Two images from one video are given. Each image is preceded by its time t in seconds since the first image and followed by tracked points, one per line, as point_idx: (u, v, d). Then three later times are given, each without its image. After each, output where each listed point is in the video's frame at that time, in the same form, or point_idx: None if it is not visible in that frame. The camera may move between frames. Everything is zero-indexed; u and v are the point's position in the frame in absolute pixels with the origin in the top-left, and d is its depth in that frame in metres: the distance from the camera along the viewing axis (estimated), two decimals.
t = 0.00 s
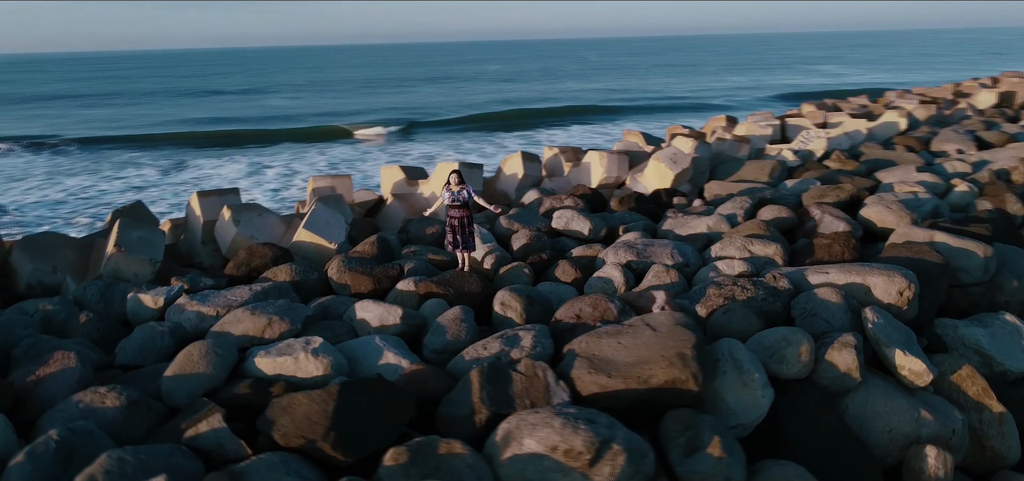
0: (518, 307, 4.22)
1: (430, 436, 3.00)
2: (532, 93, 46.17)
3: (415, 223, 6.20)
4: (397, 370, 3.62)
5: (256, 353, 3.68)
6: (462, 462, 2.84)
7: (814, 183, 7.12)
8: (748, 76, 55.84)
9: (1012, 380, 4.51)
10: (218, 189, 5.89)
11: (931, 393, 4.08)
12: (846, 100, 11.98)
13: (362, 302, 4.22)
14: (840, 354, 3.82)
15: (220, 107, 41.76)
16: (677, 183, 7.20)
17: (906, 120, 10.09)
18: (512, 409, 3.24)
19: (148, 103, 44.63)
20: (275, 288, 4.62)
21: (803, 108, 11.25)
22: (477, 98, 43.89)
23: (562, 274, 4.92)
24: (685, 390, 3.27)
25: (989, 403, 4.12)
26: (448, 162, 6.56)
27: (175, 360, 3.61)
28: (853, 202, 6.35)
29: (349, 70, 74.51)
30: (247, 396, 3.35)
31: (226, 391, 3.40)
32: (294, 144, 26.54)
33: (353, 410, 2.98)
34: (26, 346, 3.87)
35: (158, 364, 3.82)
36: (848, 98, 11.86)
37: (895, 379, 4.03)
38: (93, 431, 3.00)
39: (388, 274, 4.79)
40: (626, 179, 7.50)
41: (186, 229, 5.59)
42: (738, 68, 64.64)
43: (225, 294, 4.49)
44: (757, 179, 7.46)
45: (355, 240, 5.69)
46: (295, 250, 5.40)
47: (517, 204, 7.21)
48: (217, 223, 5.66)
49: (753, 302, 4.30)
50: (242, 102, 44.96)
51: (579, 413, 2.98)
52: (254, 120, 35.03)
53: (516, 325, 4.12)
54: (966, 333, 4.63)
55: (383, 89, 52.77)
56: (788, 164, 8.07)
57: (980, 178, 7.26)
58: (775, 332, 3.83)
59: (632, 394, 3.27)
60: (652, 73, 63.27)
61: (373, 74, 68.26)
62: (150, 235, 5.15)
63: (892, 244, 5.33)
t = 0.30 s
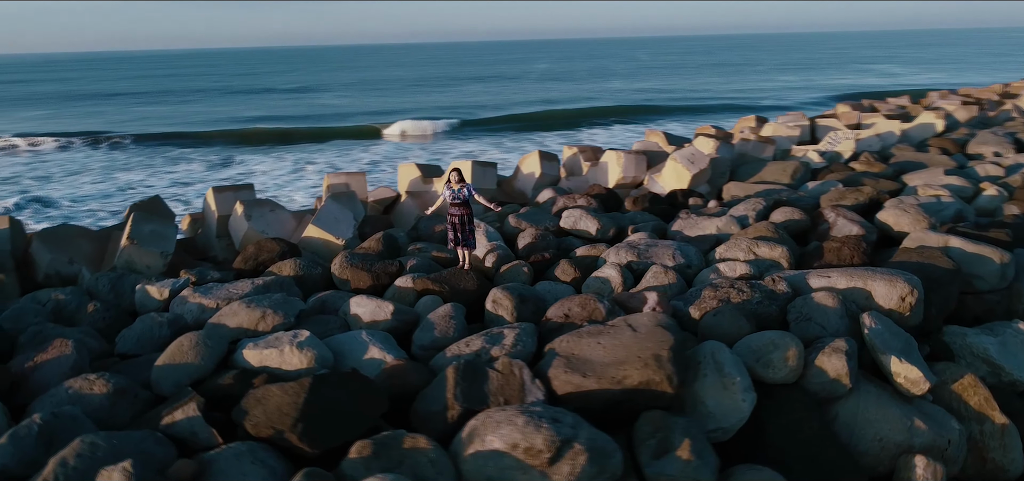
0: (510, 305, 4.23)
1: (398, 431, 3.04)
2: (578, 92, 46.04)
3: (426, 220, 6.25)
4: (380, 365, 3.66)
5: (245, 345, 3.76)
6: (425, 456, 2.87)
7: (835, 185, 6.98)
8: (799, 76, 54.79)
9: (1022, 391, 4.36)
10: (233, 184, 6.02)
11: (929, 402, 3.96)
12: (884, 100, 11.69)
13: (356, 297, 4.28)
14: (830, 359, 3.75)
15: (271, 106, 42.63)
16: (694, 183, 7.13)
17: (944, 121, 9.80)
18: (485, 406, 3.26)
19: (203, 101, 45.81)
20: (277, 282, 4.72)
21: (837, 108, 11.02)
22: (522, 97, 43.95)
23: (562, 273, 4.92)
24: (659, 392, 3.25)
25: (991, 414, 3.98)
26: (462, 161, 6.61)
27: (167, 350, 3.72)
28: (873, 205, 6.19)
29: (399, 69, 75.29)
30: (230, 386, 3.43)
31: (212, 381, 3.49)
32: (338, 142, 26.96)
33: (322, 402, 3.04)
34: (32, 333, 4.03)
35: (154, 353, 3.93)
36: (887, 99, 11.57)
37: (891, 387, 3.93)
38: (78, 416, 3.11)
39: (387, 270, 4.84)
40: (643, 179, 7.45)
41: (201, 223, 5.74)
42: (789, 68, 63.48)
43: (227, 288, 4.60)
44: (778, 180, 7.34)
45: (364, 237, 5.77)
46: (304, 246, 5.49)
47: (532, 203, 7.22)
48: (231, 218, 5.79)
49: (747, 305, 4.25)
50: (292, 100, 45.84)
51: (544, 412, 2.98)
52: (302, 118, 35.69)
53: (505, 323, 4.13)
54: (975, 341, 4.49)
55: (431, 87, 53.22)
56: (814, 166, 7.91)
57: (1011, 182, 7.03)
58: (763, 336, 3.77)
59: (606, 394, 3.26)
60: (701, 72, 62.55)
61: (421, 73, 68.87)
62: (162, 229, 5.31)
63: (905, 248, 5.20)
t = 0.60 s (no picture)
0: (500, 304, 4.24)
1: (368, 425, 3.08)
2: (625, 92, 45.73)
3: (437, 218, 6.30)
4: (363, 360, 3.72)
5: (236, 337, 3.85)
6: (388, 451, 2.91)
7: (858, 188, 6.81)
8: (854, 76, 53.48)
9: None
10: (249, 181, 6.16)
11: (925, 411, 3.85)
12: (926, 102, 11.35)
13: (350, 294, 4.34)
14: (818, 366, 3.67)
15: (321, 104, 43.31)
16: (712, 185, 7.05)
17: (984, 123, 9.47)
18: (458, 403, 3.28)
19: (256, 99, 46.76)
20: (280, 277, 4.83)
21: (874, 109, 10.74)
22: (568, 96, 43.81)
23: (561, 273, 4.91)
24: (631, 393, 3.23)
25: (991, 425, 3.84)
26: (475, 160, 6.64)
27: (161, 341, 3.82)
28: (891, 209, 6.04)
29: (448, 68, 75.75)
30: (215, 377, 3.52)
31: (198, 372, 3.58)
32: (382, 141, 27.27)
33: (294, 395, 3.10)
34: (40, 322, 4.20)
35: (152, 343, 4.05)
36: (928, 102, 11.23)
37: (884, 395, 3.83)
38: (65, 402, 3.23)
39: (386, 267, 4.89)
40: (661, 180, 7.38)
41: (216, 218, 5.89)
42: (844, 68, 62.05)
43: (230, 282, 4.73)
44: (799, 183, 7.20)
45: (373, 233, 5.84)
46: (313, 242, 5.59)
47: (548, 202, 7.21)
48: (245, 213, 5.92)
49: (741, 308, 4.18)
50: (341, 99, 46.50)
51: (509, 410, 2.99)
52: (349, 117, 36.19)
53: (494, 322, 4.15)
54: (982, 351, 4.35)
55: (478, 87, 53.44)
56: (839, 168, 7.74)
57: None
58: (749, 340, 3.72)
59: (578, 395, 3.26)
60: (752, 72, 61.56)
61: (470, 72, 69.20)
62: (176, 223, 5.48)
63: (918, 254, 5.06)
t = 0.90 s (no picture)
0: (491, 303, 4.26)
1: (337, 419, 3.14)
2: (673, 93, 45.25)
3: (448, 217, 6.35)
4: (347, 355, 3.78)
5: (227, 331, 3.95)
6: (352, 445, 2.95)
7: (881, 191, 6.63)
8: (912, 77, 51.95)
9: None
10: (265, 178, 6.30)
11: (918, 422, 3.75)
12: (969, 104, 10.99)
13: (345, 290, 4.41)
14: (803, 372, 3.60)
15: (369, 103, 43.85)
16: (730, 187, 6.95)
17: None
18: (431, 400, 3.31)
19: (306, 98, 47.59)
20: (284, 272, 4.92)
21: (914, 111, 10.43)
22: (616, 96, 43.53)
23: (560, 273, 4.91)
24: (602, 395, 3.22)
25: (989, 439, 3.72)
26: (488, 160, 6.67)
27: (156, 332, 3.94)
28: (910, 213, 5.87)
29: (497, 68, 75.99)
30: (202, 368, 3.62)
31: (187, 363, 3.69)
32: (426, 140, 27.51)
33: (267, 388, 3.17)
34: (49, 312, 4.36)
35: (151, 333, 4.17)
36: (971, 104, 10.87)
37: (875, 404, 3.74)
38: (54, 389, 3.35)
39: (387, 264, 4.95)
40: (680, 181, 7.31)
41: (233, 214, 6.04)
42: (903, 69, 60.33)
43: (235, 277, 4.84)
44: (821, 186, 7.05)
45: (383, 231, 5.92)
46: (323, 239, 5.69)
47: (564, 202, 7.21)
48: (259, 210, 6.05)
49: (733, 312, 4.12)
50: (390, 98, 47.01)
51: (474, 408, 3.01)
52: (396, 116, 36.58)
53: (483, 320, 4.17)
54: (988, 362, 4.21)
55: (525, 87, 53.46)
56: (865, 171, 7.55)
57: None
58: (734, 344, 3.67)
59: (550, 395, 3.26)
60: (806, 73, 60.29)
61: (519, 72, 69.30)
62: (190, 219, 5.63)
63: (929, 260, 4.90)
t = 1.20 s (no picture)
0: (482, 302, 4.28)
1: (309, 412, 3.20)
2: (723, 93, 44.57)
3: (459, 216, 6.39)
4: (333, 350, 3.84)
5: (220, 324, 4.05)
6: (319, 437, 3.01)
7: (905, 196, 6.44)
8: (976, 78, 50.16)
9: None
10: (282, 176, 6.43)
11: (909, 434, 3.64)
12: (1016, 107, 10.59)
13: (341, 286, 4.48)
14: (786, 379, 3.54)
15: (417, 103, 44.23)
16: (749, 189, 6.83)
17: None
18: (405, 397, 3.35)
19: (357, 98, 48.23)
20: (289, 267, 5.04)
21: (956, 113, 10.10)
22: (665, 97, 43.08)
23: (559, 274, 4.90)
24: (572, 396, 3.22)
25: (984, 453, 3.60)
26: (502, 159, 6.69)
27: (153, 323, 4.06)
28: (930, 219, 5.70)
29: (549, 68, 75.91)
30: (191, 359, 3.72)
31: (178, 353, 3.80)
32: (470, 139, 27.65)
33: (242, 380, 3.24)
34: (59, 302, 4.52)
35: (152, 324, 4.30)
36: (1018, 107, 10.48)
37: (863, 413, 3.65)
38: (47, 376, 3.49)
39: (388, 263, 5.01)
40: (699, 184, 7.22)
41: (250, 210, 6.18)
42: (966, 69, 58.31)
43: (240, 271, 4.96)
44: (844, 190, 6.89)
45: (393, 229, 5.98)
46: (333, 236, 5.78)
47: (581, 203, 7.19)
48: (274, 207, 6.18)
49: (723, 317, 4.07)
50: (440, 98, 47.38)
51: (438, 406, 3.03)
52: (444, 116, 36.84)
53: (473, 319, 4.19)
54: (993, 374, 4.06)
55: (574, 87, 53.26)
56: (894, 175, 7.33)
57: None
58: (716, 349, 3.62)
59: (521, 395, 3.27)
60: (863, 73, 58.76)
61: (570, 72, 69.11)
62: (204, 214, 5.77)
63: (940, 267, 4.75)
